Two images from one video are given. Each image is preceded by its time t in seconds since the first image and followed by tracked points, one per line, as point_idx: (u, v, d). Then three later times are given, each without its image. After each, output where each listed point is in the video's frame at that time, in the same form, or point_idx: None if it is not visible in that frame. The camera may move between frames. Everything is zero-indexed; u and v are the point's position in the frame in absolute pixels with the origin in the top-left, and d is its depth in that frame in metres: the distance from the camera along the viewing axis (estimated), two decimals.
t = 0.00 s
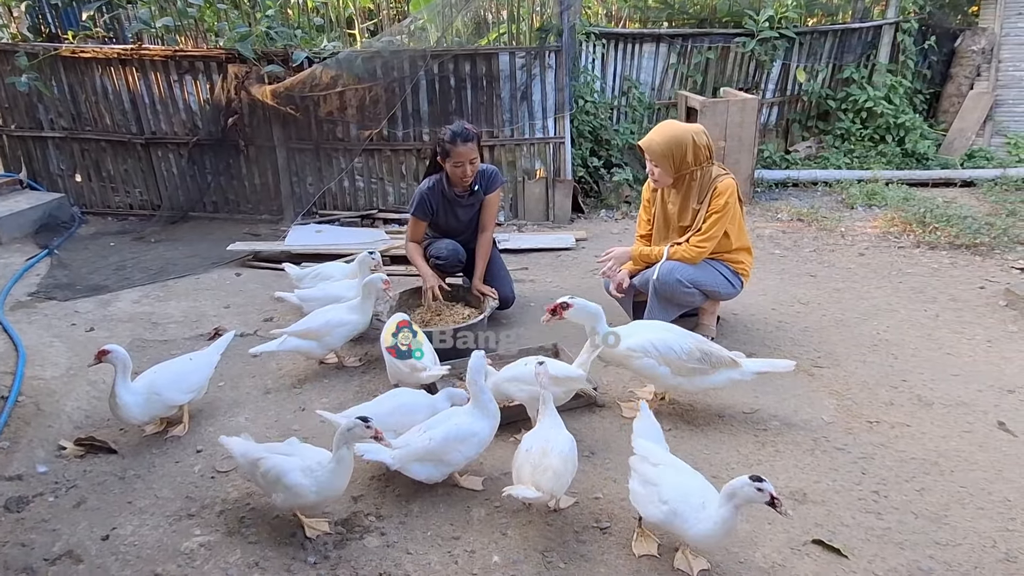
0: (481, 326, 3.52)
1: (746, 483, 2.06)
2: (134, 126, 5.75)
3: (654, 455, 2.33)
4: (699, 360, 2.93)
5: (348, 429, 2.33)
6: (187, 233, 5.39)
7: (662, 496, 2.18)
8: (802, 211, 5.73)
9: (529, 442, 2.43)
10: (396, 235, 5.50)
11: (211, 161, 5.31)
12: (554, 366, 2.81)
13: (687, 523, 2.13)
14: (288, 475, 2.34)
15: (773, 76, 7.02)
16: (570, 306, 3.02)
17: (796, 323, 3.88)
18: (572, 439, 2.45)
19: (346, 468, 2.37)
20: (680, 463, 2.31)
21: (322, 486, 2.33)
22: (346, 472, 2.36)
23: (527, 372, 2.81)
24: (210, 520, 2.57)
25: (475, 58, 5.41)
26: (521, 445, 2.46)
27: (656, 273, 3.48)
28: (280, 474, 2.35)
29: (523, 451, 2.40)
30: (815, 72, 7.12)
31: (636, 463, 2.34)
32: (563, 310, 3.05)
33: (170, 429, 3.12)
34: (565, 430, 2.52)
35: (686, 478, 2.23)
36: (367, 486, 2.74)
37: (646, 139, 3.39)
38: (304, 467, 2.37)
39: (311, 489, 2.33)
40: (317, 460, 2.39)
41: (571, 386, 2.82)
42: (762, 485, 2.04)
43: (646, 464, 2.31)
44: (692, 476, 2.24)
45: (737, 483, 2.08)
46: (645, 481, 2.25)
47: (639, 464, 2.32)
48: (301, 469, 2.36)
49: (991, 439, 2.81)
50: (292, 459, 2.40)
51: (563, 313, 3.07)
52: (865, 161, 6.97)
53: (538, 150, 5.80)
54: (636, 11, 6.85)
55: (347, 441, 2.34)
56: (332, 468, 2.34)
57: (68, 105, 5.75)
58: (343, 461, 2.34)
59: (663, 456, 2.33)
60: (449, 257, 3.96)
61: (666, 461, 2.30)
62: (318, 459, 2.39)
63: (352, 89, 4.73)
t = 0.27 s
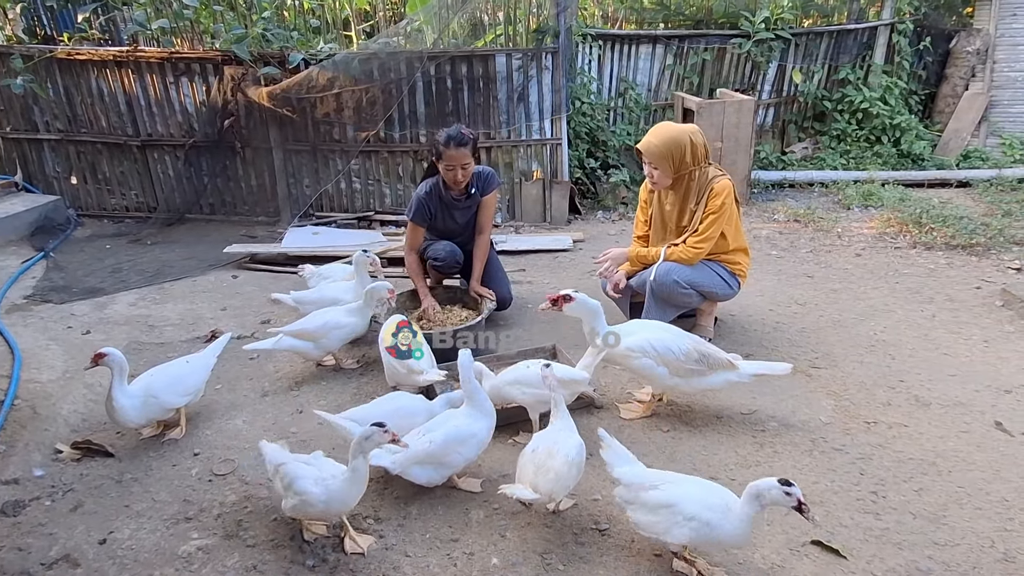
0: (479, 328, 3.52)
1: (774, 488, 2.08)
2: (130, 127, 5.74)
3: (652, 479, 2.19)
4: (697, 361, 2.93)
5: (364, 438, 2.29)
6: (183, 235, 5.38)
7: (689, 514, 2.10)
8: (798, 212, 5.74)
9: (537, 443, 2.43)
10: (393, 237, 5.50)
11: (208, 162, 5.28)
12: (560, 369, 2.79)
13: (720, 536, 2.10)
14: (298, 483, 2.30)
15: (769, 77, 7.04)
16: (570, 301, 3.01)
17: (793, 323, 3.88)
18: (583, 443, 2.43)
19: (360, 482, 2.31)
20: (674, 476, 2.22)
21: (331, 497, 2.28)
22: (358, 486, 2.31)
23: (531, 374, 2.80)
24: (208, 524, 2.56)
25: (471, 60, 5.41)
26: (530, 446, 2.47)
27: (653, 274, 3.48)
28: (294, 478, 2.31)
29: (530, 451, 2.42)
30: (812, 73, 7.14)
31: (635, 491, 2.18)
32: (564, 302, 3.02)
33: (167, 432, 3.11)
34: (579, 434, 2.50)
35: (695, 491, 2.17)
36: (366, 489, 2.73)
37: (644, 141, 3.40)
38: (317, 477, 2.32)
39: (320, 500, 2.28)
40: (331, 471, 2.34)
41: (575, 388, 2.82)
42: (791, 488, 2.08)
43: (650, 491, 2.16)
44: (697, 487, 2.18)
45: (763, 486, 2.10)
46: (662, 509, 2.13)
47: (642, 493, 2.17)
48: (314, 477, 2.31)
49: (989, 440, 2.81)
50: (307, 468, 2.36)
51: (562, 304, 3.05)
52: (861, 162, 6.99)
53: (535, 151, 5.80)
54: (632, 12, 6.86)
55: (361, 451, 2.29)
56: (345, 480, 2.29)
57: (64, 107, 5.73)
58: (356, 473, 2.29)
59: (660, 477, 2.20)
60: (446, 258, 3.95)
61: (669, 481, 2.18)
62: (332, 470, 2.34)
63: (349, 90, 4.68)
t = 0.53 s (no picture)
0: (477, 330, 3.52)
1: (804, 507, 1.98)
2: (128, 129, 5.73)
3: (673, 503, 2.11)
4: (696, 363, 2.93)
5: (398, 433, 2.29)
6: (180, 237, 5.37)
7: (713, 544, 2.03)
8: (795, 214, 5.75)
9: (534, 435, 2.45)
10: (391, 238, 5.50)
11: (205, 164, 5.12)
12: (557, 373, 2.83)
13: (748, 563, 2.03)
14: (343, 492, 2.22)
15: (766, 79, 7.05)
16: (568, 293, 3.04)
17: (791, 325, 3.89)
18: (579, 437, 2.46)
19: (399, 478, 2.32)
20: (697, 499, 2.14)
21: (382, 497, 2.27)
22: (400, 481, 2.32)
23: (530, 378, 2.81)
24: (206, 526, 2.55)
25: (470, 62, 5.41)
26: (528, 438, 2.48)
27: (652, 275, 3.48)
28: (335, 492, 2.22)
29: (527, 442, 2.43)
30: (809, 75, 7.16)
31: (655, 516, 2.11)
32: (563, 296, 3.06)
33: (165, 434, 3.10)
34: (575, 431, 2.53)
35: (719, 516, 2.09)
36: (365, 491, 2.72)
37: (643, 142, 3.40)
38: (355, 482, 2.27)
39: (372, 503, 2.25)
40: (365, 475, 2.29)
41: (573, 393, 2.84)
42: (824, 507, 1.98)
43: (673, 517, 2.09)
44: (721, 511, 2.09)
45: (794, 506, 1.99)
46: (685, 536, 2.06)
47: (663, 519, 2.10)
48: (354, 484, 2.26)
49: (987, 441, 2.82)
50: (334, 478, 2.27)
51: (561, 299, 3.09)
52: (857, 163, 7.02)
53: (533, 152, 5.81)
54: (630, 15, 6.87)
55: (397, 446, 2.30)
56: (388, 477, 2.29)
57: (61, 108, 5.70)
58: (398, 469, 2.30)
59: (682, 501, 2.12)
60: (445, 259, 3.95)
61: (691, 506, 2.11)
62: (365, 474, 2.31)
63: (347, 92, 4.67)
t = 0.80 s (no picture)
0: (476, 331, 3.51)
1: (819, 514, 1.98)
2: (125, 128, 5.71)
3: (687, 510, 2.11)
4: (694, 365, 2.93)
5: (426, 432, 2.30)
6: (177, 237, 5.35)
7: (722, 554, 2.01)
8: (793, 216, 5.77)
9: (527, 431, 2.58)
10: (389, 239, 5.49)
11: (203, 164, 5.27)
12: (559, 377, 2.86)
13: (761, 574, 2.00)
14: (387, 503, 2.19)
15: (764, 82, 7.06)
16: (570, 293, 3.11)
17: (788, 328, 3.89)
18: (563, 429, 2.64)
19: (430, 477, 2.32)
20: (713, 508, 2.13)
21: (422, 495, 2.27)
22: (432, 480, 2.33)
23: (530, 381, 2.83)
24: (203, 527, 2.54)
25: (468, 63, 5.41)
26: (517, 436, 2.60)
27: (650, 277, 3.49)
28: (378, 507, 2.17)
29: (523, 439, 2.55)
30: (806, 79, 7.18)
31: (669, 522, 2.12)
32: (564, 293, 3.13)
33: (161, 435, 3.09)
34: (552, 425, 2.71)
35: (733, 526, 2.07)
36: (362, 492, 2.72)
37: (644, 143, 3.41)
38: (392, 490, 2.25)
39: (414, 506, 2.24)
40: (398, 483, 2.27)
41: (572, 396, 2.88)
42: (839, 514, 1.98)
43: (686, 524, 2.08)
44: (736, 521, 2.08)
45: (808, 512, 2.00)
46: (698, 543, 2.04)
47: (677, 524, 2.10)
48: (392, 492, 2.23)
49: (984, 444, 2.83)
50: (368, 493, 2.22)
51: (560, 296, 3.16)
52: (855, 166, 7.04)
53: (531, 154, 5.81)
54: (628, 17, 6.88)
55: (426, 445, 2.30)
56: (421, 477, 2.28)
57: (57, 107, 5.69)
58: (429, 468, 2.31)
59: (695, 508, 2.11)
60: (442, 260, 3.93)
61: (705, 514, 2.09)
62: (396, 481, 2.28)
63: (345, 92, 4.68)
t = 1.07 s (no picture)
0: (474, 333, 3.51)
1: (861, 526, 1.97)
2: (122, 128, 5.70)
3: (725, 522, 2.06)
4: (692, 368, 2.93)
5: (448, 432, 2.30)
6: (174, 237, 5.34)
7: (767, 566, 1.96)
8: (790, 219, 5.78)
9: (531, 429, 2.58)
10: (387, 240, 5.49)
11: (200, 164, 5.35)
12: (557, 381, 2.86)
13: None
14: (417, 507, 2.19)
15: (762, 84, 7.08)
16: (570, 294, 3.14)
17: (786, 330, 3.90)
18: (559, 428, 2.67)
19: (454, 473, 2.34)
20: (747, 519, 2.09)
21: (451, 496, 2.29)
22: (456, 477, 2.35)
23: (527, 384, 2.83)
24: (200, 529, 2.54)
25: (467, 64, 5.41)
26: (517, 436, 2.59)
27: (649, 278, 3.49)
28: (410, 509, 2.18)
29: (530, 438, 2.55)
30: (804, 82, 7.21)
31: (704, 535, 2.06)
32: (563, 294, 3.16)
33: (158, 436, 3.09)
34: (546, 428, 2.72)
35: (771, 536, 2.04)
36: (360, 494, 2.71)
37: (646, 144, 3.42)
38: (421, 493, 2.25)
39: (444, 507, 2.25)
40: (424, 486, 2.27)
41: (569, 402, 2.87)
42: (880, 525, 1.98)
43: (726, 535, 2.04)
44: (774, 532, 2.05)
45: (849, 525, 1.99)
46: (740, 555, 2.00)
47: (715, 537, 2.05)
48: (421, 496, 2.24)
49: (980, 447, 2.84)
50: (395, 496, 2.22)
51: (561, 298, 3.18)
52: (852, 169, 7.06)
53: (529, 156, 5.81)
54: (626, 19, 6.89)
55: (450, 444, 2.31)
56: (447, 478, 2.30)
57: (54, 107, 5.67)
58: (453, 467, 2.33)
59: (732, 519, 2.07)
60: (440, 262, 3.93)
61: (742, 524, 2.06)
62: (422, 484, 2.29)
63: (343, 93, 4.69)
